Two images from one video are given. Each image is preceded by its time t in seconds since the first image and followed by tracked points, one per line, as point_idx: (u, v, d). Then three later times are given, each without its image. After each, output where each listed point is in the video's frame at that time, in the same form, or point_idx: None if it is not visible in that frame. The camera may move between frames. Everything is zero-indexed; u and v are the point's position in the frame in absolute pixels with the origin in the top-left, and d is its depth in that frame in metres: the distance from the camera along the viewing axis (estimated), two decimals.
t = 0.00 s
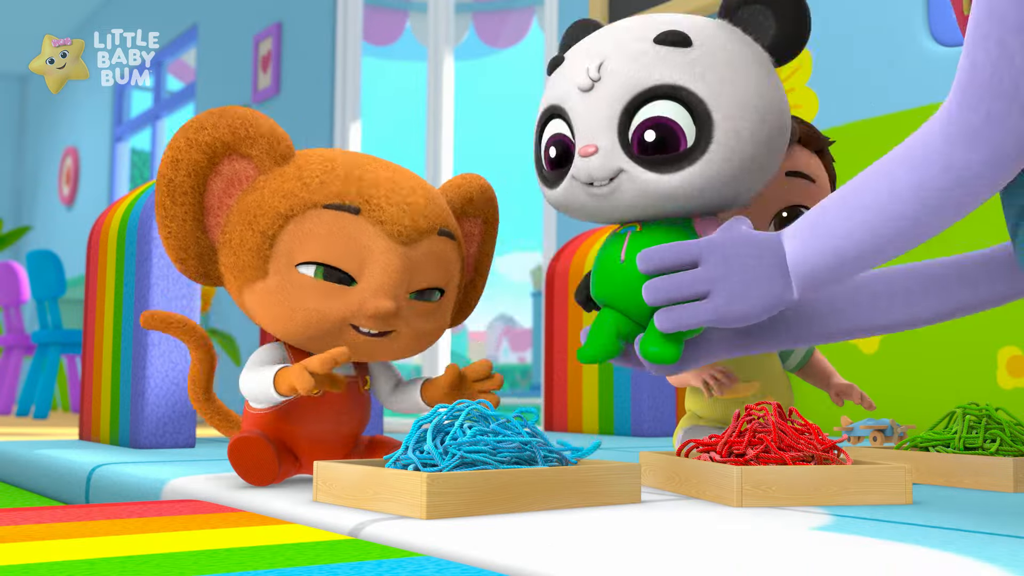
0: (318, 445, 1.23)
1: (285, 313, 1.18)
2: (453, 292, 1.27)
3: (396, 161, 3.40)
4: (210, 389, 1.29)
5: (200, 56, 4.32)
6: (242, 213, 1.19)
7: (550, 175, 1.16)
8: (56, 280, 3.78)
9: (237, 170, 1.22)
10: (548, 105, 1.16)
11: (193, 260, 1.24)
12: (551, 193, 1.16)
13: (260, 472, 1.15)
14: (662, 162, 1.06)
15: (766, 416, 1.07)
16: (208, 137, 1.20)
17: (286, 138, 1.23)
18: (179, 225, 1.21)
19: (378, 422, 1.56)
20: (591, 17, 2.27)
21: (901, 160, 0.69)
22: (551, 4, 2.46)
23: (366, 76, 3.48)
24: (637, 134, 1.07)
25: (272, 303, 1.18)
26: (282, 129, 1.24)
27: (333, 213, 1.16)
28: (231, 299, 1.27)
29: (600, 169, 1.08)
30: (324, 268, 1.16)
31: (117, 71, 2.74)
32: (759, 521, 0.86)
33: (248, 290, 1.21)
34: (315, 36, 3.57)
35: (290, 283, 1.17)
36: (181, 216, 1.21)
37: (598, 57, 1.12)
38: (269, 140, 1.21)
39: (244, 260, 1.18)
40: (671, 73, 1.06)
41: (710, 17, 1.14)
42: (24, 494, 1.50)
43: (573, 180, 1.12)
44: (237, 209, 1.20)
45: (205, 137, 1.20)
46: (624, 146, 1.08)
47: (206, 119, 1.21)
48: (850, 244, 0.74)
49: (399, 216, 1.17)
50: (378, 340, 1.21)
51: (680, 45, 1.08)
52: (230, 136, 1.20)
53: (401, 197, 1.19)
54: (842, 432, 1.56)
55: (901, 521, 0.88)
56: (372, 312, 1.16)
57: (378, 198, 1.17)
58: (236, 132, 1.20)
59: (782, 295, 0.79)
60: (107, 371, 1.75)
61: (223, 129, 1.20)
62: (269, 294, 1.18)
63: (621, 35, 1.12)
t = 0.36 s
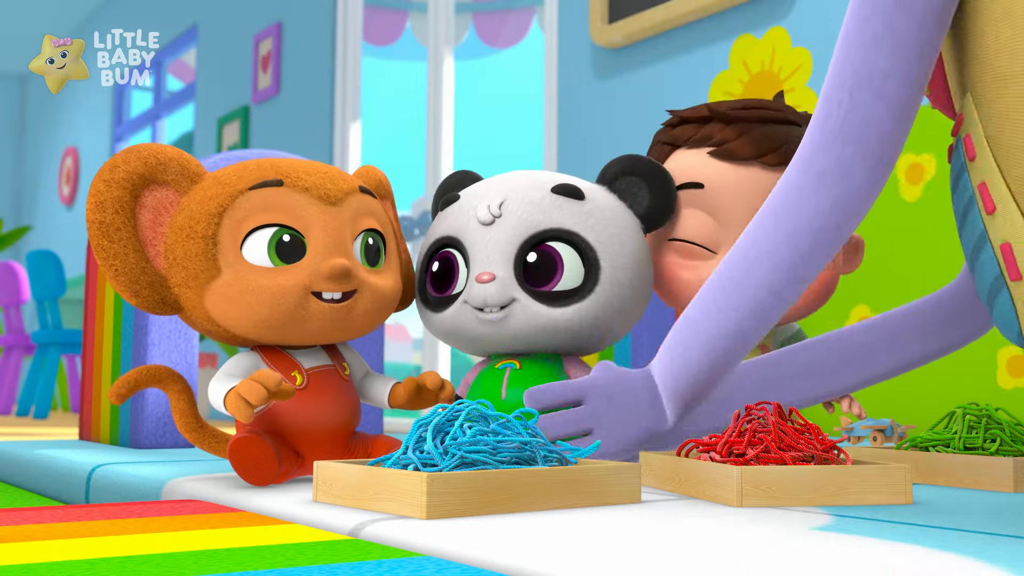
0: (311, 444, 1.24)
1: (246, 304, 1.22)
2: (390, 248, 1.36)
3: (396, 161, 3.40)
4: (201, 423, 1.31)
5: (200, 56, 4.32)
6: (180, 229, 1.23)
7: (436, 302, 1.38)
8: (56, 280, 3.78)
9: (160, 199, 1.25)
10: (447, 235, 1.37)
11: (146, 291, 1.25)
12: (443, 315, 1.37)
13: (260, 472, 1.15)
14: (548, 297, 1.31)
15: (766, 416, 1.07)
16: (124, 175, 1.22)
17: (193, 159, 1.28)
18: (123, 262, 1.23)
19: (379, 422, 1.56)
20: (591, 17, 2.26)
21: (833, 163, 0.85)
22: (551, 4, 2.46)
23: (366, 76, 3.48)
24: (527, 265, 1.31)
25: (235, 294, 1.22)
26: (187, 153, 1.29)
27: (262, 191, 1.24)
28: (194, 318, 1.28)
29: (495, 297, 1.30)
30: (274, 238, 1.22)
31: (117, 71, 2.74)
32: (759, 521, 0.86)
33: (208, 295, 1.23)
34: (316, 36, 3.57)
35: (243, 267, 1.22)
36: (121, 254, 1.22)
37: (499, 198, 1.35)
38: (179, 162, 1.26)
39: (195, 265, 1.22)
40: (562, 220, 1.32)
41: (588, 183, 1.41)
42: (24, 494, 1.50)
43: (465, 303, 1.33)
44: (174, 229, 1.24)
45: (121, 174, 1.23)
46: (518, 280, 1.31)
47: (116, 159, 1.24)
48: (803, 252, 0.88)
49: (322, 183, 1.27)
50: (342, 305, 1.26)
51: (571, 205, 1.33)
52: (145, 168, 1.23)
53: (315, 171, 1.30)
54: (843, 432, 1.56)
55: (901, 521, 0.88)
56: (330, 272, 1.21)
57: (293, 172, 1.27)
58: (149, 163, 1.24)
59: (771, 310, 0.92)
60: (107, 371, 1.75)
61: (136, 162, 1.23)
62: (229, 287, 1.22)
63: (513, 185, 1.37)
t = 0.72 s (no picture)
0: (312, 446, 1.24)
1: (257, 310, 1.21)
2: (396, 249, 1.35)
3: (397, 162, 3.40)
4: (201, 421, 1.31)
5: (200, 56, 4.32)
6: (188, 233, 1.22)
7: (435, 302, 1.36)
8: (56, 280, 3.78)
9: (168, 200, 1.25)
10: (446, 234, 1.36)
11: (154, 293, 1.25)
12: (442, 314, 1.36)
13: (260, 472, 1.15)
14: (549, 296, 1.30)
15: (766, 416, 1.07)
16: (132, 176, 1.22)
17: (201, 159, 1.28)
18: (131, 263, 1.23)
19: (378, 423, 1.56)
20: (591, 17, 2.26)
21: (902, 112, 0.51)
22: (550, 4, 2.46)
23: (366, 76, 3.48)
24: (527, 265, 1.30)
25: (245, 300, 1.21)
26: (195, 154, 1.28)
27: (272, 196, 1.22)
28: (201, 321, 1.28)
29: (494, 296, 1.29)
30: (284, 243, 1.21)
31: (116, 71, 2.74)
32: (759, 521, 0.86)
33: (218, 299, 1.23)
34: (316, 36, 3.57)
35: (254, 273, 1.21)
36: (129, 255, 1.23)
37: (499, 197, 1.33)
38: (187, 164, 1.26)
39: (205, 269, 1.21)
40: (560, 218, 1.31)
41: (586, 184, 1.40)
42: (23, 494, 1.50)
43: (464, 302, 1.32)
44: (182, 231, 1.23)
45: (129, 176, 1.22)
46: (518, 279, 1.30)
47: (125, 159, 1.24)
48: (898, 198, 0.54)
49: (332, 189, 1.26)
50: (350, 311, 1.26)
51: (568, 209, 1.31)
52: (153, 170, 1.23)
53: (326, 176, 1.28)
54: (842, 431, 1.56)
55: (901, 521, 0.88)
56: (340, 279, 1.21)
57: (304, 176, 1.26)
58: (158, 164, 1.23)
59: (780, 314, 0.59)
60: (107, 371, 1.75)
61: (144, 164, 1.23)
62: (240, 293, 1.21)
63: (513, 184, 1.36)
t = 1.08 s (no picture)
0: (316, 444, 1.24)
1: (232, 327, 1.21)
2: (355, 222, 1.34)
3: (396, 162, 3.40)
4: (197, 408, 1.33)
5: (200, 56, 4.32)
6: (142, 274, 1.18)
7: (435, 299, 1.31)
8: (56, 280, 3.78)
9: (112, 248, 1.19)
10: (450, 230, 1.30)
11: (132, 339, 1.24)
12: (439, 312, 1.31)
13: (260, 472, 1.15)
14: (559, 306, 1.28)
15: (766, 416, 1.07)
16: (70, 237, 1.17)
17: (127, 193, 1.21)
18: (101, 321, 1.21)
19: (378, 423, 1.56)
20: (591, 17, 2.26)
21: None
22: (551, 4, 2.46)
23: (366, 76, 3.49)
24: (539, 274, 1.27)
25: (221, 322, 1.20)
26: (119, 190, 1.21)
27: (210, 210, 1.18)
28: (184, 348, 1.27)
29: (506, 302, 1.25)
30: (238, 252, 1.19)
31: (116, 71, 2.74)
32: (760, 521, 0.86)
33: (194, 327, 1.21)
34: (315, 36, 3.57)
35: (217, 293, 1.19)
36: (97, 314, 1.20)
37: (511, 197, 1.29)
38: (119, 204, 1.19)
39: (171, 305, 1.19)
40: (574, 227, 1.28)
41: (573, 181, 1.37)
42: (23, 494, 1.50)
43: (468, 302, 1.28)
44: (136, 273, 1.19)
45: (64, 239, 1.17)
46: (529, 286, 1.27)
47: (54, 224, 1.18)
48: None
49: (265, 182, 1.23)
50: (321, 295, 1.25)
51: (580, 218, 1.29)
52: (85, 226, 1.17)
53: (253, 169, 1.24)
54: (842, 431, 1.56)
55: (901, 521, 0.88)
56: (304, 270, 1.21)
57: (232, 180, 1.21)
58: (88, 219, 1.17)
59: None
60: (107, 371, 1.75)
61: (74, 224, 1.17)
62: (212, 317, 1.20)
63: (524, 183, 1.32)
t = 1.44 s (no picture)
0: (318, 446, 1.24)
1: (247, 319, 1.18)
2: (392, 221, 1.28)
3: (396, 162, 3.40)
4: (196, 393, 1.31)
5: (200, 56, 4.32)
6: (167, 252, 1.17)
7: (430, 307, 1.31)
8: (56, 280, 3.78)
9: (142, 221, 1.19)
10: (446, 237, 1.30)
11: (150, 315, 1.24)
12: (434, 320, 1.30)
13: (260, 472, 1.15)
14: (556, 318, 1.29)
15: (766, 416, 1.07)
16: (101, 207, 1.17)
17: (167, 168, 1.20)
18: (120, 292, 1.21)
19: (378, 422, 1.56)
20: (591, 17, 2.26)
21: None
22: (551, 5, 2.46)
23: (366, 76, 3.49)
24: (537, 285, 1.28)
25: (237, 312, 1.18)
26: (159, 163, 1.21)
27: (238, 202, 1.16)
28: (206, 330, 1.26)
29: (505, 312, 1.25)
30: (262, 245, 1.16)
31: (117, 71, 2.74)
32: (760, 521, 0.86)
33: (211, 313, 1.20)
34: (315, 36, 3.57)
35: (236, 283, 1.17)
36: (117, 285, 1.21)
37: (510, 205, 1.29)
38: (153, 178, 1.18)
39: (190, 288, 1.17)
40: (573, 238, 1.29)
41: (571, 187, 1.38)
42: (23, 494, 1.50)
43: (465, 311, 1.27)
44: (162, 250, 1.18)
45: (96, 206, 1.17)
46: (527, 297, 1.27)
47: (89, 190, 1.18)
48: None
49: (299, 177, 1.18)
50: (343, 296, 1.21)
51: (579, 229, 1.30)
52: (118, 195, 1.17)
53: (291, 161, 1.20)
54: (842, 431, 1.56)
55: (901, 521, 0.88)
56: (324, 272, 1.17)
57: (268, 170, 1.18)
58: (122, 189, 1.17)
59: None
60: (107, 371, 1.76)
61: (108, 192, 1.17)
62: (229, 307, 1.18)
63: (521, 191, 1.32)
